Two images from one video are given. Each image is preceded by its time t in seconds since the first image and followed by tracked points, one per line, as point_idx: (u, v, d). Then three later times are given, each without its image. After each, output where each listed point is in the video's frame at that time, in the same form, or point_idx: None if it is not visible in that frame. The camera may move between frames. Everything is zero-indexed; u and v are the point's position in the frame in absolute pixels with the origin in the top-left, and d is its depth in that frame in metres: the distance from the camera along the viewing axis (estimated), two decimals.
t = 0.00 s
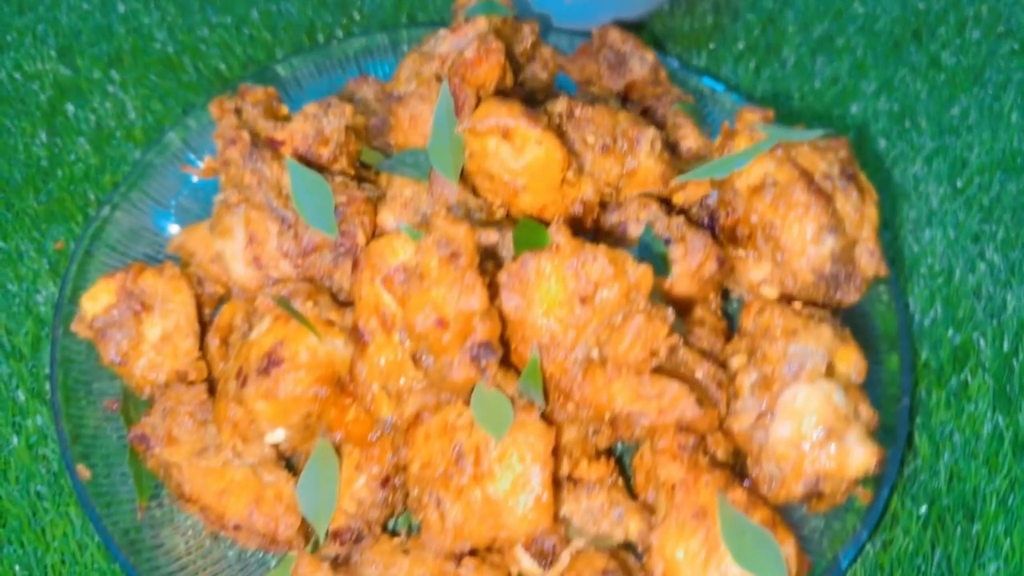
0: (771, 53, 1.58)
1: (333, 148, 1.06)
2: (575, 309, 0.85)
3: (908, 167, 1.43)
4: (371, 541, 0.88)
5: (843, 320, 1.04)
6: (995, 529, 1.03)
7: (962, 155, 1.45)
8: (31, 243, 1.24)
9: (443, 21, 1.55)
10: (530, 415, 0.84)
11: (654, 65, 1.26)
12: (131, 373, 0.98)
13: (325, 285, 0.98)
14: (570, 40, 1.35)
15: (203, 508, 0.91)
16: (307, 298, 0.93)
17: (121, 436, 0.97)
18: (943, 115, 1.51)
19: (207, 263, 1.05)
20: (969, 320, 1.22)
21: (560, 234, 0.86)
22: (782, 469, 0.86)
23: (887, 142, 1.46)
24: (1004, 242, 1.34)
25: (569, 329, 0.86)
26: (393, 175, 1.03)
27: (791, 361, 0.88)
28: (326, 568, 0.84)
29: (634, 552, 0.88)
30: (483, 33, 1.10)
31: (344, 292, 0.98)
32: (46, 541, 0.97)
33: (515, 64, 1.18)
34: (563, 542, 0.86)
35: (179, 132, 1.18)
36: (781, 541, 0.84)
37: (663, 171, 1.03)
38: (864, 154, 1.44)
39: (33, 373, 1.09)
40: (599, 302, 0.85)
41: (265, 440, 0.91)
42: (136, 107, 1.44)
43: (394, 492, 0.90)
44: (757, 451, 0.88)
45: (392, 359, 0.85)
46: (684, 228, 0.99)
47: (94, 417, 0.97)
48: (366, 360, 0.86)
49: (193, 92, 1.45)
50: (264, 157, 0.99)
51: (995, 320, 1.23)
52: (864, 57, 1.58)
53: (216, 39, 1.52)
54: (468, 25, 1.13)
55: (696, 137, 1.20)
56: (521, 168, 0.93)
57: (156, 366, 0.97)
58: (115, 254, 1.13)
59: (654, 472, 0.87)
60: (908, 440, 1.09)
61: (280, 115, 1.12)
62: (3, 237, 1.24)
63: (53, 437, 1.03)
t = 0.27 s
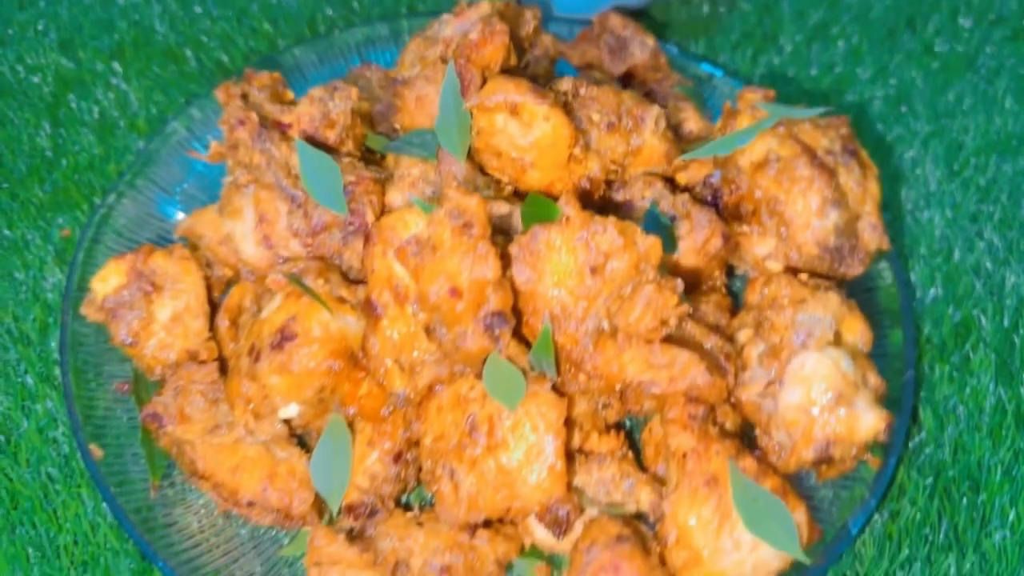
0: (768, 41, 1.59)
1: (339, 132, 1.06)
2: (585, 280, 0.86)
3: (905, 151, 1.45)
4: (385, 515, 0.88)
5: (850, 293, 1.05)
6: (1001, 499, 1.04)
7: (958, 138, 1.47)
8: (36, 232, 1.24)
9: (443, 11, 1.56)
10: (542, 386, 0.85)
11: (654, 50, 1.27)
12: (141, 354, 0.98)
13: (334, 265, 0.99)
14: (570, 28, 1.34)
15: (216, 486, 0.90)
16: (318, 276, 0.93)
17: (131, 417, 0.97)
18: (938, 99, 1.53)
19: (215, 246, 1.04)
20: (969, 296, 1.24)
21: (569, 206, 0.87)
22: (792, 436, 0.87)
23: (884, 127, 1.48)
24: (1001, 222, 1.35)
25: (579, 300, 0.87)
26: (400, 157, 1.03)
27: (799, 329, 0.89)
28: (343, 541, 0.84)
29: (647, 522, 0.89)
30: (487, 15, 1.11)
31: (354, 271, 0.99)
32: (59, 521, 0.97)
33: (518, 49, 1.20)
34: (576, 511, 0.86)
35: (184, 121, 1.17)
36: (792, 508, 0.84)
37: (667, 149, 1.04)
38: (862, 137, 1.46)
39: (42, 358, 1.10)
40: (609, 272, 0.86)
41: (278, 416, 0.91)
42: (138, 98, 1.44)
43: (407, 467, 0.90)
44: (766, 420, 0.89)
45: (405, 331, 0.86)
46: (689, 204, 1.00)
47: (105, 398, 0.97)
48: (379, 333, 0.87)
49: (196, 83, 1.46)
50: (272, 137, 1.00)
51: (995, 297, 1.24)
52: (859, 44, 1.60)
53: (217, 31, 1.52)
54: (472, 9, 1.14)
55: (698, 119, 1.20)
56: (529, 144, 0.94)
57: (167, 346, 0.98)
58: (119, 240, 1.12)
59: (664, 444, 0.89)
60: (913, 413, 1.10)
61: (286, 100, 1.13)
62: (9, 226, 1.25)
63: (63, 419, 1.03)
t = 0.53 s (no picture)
0: (765, 36, 1.61)
1: (343, 123, 1.06)
2: (592, 265, 0.87)
3: (903, 142, 1.46)
4: (394, 501, 0.88)
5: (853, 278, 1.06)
6: (1004, 482, 1.05)
7: (955, 130, 1.48)
8: (40, 227, 1.24)
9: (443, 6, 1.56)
10: (550, 370, 0.86)
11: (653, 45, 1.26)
12: (148, 345, 0.98)
13: (341, 254, 1.00)
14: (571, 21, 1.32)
15: (224, 474, 0.90)
16: (325, 264, 0.94)
17: (138, 408, 0.97)
18: (934, 91, 1.54)
19: (221, 238, 1.04)
20: (969, 284, 1.25)
21: (574, 192, 0.88)
22: (798, 417, 0.88)
23: (881, 118, 1.49)
24: (998, 211, 1.37)
25: (586, 284, 0.87)
26: (405, 146, 1.04)
27: (805, 312, 0.90)
28: (353, 526, 0.83)
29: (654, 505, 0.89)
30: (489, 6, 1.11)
31: (360, 261, 1.00)
32: (66, 512, 0.97)
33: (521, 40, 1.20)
34: (585, 494, 0.86)
35: (187, 116, 1.16)
36: (799, 490, 0.85)
37: (670, 138, 1.05)
38: (861, 128, 1.47)
39: (48, 351, 1.10)
40: (615, 257, 0.86)
41: (287, 403, 0.92)
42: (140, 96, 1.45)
43: (415, 454, 0.91)
44: (771, 403, 0.90)
45: (413, 317, 0.86)
46: (692, 192, 1.01)
47: (112, 389, 0.98)
48: (387, 320, 0.87)
49: (197, 80, 1.46)
50: (277, 128, 1.00)
51: (994, 285, 1.25)
52: (856, 38, 1.61)
53: (217, 29, 1.53)
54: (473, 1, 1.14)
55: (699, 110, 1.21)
56: (534, 132, 0.94)
57: (174, 336, 0.98)
58: (123, 234, 1.12)
59: (670, 429, 0.90)
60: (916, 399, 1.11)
61: (290, 93, 1.13)
62: (13, 221, 1.25)
63: (70, 411, 1.03)
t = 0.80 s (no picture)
0: (763, 28, 1.61)
1: (345, 114, 1.06)
2: (597, 249, 0.87)
3: (902, 131, 1.46)
4: (401, 487, 0.88)
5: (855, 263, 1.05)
6: (1009, 464, 1.05)
7: (953, 119, 1.49)
8: (42, 221, 1.24)
9: None
10: (555, 354, 0.86)
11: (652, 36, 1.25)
12: (152, 335, 0.98)
13: (345, 243, 1.00)
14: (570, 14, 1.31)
15: (230, 462, 0.90)
16: (329, 252, 0.94)
17: (143, 398, 0.96)
18: (933, 81, 1.55)
19: (224, 229, 1.04)
20: (970, 270, 1.26)
21: (579, 176, 0.88)
22: (804, 398, 0.88)
23: (880, 108, 1.50)
24: (997, 198, 1.37)
25: (592, 268, 0.87)
26: (409, 134, 1.04)
27: (809, 294, 0.90)
28: (361, 510, 0.83)
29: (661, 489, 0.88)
30: None
31: (364, 248, 1.00)
32: (70, 503, 0.96)
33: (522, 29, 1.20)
34: (592, 477, 0.86)
35: (189, 109, 1.17)
36: (806, 471, 0.85)
37: (673, 124, 1.05)
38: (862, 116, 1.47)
39: (51, 344, 1.09)
40: (621, 240, 0.86)
41: (292, 390, 0.92)
42: (141, 91, 1.45)
43: (421, 441, 0.91)
44: (777, 385, 0.90)
45: (419, 302, 0.86)
46: (695, 178, 1.01)
47: (117, 380, 0.97)
48: (393, 305, 0.87)
49: (197, 75, 1.46)
50: (280, 117, 1.00)
51: (995, 271, 1.26)
52: (853, 30, 1.62)
53: (217, 24, 1.53)
54: None
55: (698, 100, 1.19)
56: (537, 118, 0.94)
57: (179, 326, 0.97)
58: (125, 227, 1.11)
59: (676, 414, 0.90)
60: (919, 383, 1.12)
61: (291, 85, 1.13)
62: (14, 216, 1.25)
63: (74, 402, 1.03)
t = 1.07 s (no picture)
0: (759, 17, 1.62)
1: (346, 99, 1.06)
2: (602, 224, 0.87)
3: (899, 114, 1.47)
4: (409, 466, 0.88)
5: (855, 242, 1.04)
6: (1013, 439, 1.05)
7: (950, 102, 1.49)
8: (42, 213, 1.24)
9: None
10: (562, 331, 0.85)
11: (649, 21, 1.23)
12: (156, 320, 0.98)
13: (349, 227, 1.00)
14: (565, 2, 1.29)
15: (236, 445, 0.89)
16: (332, 234, 0.94)
17: (147, 385, 0.95)
18: (928, 66, 1.55)
19: (226, 215, 1.04)
20: (970, 249, 1.26)
21: (583, 152, 0.88)
22: (811, 370, 0.88)
23: (877, 92, 1.50)
24: (995, 178, 1.37)
25: (597, 244, 0.88)
26: (410, 118, 1.04)
27: (814, 267, 0.90)
28: (370, 488, 0.83)
29: (669, 465, 0.88)
30: None
31: (368, 231, 1.00)
32: (75, 491, 0.96)
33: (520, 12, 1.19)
34: (601, 453, 0.86)
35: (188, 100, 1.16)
36: (813, 444, 0.84)
37: (673, 104, 1.06)
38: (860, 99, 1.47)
39: (54, 334, 1.09)
40: (626, 215, 0.87)
41: (298, 372, 0.91)
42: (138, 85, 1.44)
43: (428, 421, 0.90)
44: (783, 359, 0.90)
45: (424, 280, 0.86)
46: (697, 157, 1.02)
47: (120, 367, 0.96)
48: (398, 284, 0.87)
49: (195, 69, 1.46)
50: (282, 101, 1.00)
51: (995, 249, 1.26)
52: (848, 17, 1.63)
53: (214, 19, 1.53)
54: None
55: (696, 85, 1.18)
56: (539, 97, 0.94)
57: (182, 311, 0.97)
58: (125, 217, 1.09)
59: (682, 391, 0.90)
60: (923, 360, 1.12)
61: (292, 72, 1.12)
62: (14, 209, 1.24)
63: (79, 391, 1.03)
